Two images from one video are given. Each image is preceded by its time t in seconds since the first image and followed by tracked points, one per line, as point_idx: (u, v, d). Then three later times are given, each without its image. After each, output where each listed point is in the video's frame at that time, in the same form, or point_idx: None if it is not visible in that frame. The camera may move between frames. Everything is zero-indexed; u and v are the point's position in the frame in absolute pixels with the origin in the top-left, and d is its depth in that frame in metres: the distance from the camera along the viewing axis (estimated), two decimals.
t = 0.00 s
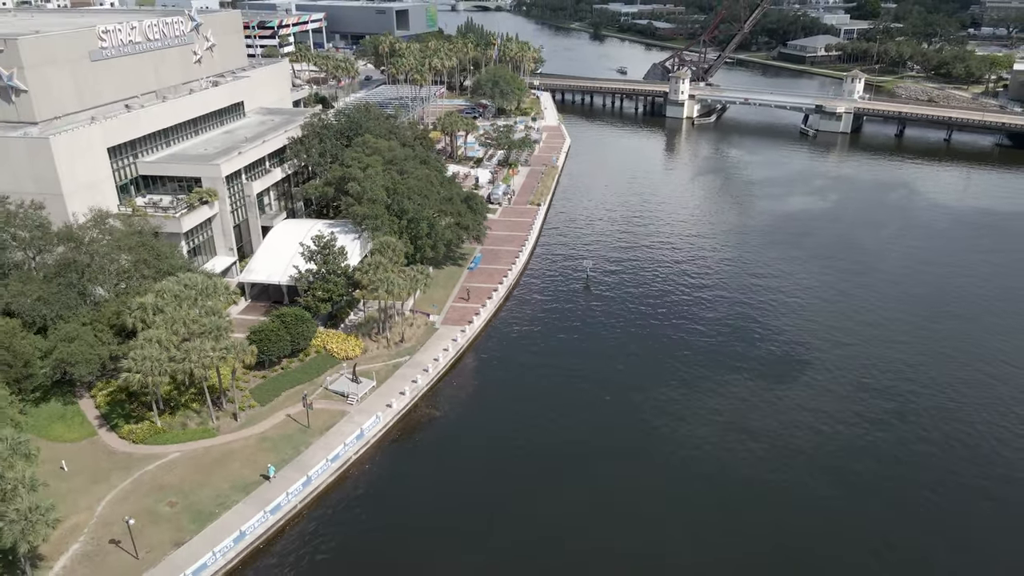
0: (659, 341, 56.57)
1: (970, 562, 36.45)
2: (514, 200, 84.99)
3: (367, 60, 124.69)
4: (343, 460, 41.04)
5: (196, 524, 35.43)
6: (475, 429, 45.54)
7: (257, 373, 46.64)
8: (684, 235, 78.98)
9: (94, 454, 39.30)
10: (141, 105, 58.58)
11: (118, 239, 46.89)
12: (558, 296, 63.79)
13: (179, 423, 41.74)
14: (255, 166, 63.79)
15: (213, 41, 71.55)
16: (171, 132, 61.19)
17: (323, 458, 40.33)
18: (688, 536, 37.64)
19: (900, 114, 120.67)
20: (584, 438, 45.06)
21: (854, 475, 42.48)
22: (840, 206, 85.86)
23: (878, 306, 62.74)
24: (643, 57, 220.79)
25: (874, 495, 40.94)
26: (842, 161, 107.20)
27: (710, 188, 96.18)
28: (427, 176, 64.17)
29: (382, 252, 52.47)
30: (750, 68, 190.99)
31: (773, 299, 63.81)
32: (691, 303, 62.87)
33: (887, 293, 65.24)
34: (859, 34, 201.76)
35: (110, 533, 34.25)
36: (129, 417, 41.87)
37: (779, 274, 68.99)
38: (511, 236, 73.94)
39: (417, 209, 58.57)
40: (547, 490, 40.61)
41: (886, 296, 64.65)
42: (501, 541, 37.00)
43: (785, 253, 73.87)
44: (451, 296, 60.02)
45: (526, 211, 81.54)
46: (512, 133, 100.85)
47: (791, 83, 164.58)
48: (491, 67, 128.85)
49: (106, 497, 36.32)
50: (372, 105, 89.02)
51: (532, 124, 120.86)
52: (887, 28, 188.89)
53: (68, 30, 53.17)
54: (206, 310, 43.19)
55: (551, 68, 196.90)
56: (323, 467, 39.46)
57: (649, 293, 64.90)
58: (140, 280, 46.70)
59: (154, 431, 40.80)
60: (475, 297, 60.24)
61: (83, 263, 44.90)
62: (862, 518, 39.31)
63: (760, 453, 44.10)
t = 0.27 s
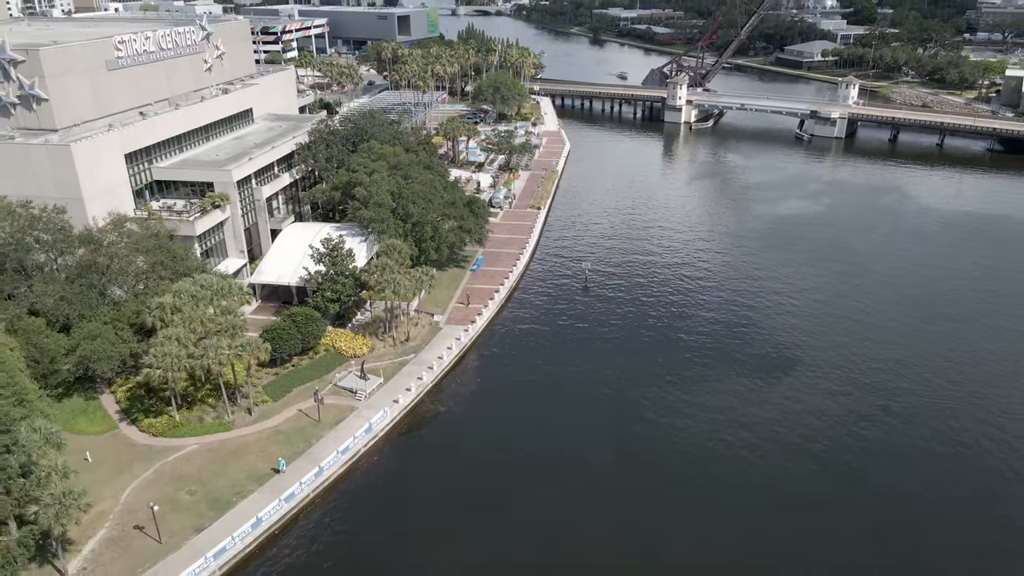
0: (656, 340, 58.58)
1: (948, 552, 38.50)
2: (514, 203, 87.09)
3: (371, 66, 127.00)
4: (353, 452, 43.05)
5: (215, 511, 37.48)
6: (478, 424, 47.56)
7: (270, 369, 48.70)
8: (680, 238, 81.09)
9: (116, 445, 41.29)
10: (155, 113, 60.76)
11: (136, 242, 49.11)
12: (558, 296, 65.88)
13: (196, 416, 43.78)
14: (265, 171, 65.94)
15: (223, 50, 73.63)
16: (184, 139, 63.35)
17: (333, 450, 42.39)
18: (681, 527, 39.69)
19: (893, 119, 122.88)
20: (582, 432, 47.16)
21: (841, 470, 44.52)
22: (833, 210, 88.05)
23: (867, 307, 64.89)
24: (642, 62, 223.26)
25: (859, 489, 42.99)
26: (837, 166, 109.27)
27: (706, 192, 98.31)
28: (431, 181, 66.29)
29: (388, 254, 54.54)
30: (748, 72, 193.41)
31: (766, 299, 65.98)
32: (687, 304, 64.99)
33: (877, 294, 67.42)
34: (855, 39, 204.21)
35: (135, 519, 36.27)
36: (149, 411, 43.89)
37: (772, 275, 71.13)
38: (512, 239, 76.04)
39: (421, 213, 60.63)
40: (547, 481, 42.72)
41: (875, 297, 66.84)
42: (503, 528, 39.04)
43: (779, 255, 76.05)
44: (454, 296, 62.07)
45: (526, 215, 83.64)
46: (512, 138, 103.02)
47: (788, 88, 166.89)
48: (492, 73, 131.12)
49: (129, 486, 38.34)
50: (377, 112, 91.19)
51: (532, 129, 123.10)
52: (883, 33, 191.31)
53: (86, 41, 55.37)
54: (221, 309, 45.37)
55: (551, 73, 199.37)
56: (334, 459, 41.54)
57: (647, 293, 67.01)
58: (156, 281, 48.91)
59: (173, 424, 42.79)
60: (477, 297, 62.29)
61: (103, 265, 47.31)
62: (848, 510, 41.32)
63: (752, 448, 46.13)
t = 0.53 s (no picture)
0: (652, 343, 60.59)
1: (930, 544, 40.41)
2: (515, 211, 89.21)
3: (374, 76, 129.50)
4: (361, 449, 45.02)
5: (231, 504, 39.44)
6: (481, 423, 49.55)
7: (281, 371, 50.71)
8: (677, 245, 83.18)
9: (136, 442, 43.29)
10: (169, 124, 62.94)
11: (152, 249, 51.27)
12: (557, 301, 67.93)
13: (211, 415, 45.77)
14: (274, 180, 68.11)
15: (232, 62, 75.88)
16: (195, 149, 65.53)
17: (343, 447, 44.36)
18: (676, 521, 41.61)
19: (887, 128, 125.19)
20: (580, 431, 49.17)
21: (830, 467, 46.40)
22: (826, 217, 90.25)
23: (857, 311, 66.95)
24: (641, 71, 226.13)
25: (847, 485, 44.86)
26: (831, 174, 111.50)
27: (702, 200, 100.50)
28: (435, 190, 68.45)
29: (394, 260, 56.58)
30: (745, 82, 196.09)
31: (759, 304, 68.05)
32: (683, 308, 67.05)
33: (867, 299, 69.51)
34: (851, 49, 207.03)
35: (156, 512, 38.24)
36: (166, 410, 45.88)
37: (766, 281, 73.24)
38: (513, 246, 78.15)
39: (425, 220, 62.71)
40: (547, 477, 44.68)
41: (865, 302, 68.92)
42: (505, 522, 41.02)
43: (772, 261, 78.19)
44: (457, 301, 64.09)
45: (527, 222, 85.76)
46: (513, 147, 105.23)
47: (784, 97, 169.41)
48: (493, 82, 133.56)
49: (150, 480, 40.32)
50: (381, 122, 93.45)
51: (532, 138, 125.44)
52: (878, 43, 194.08)
53: (104, 56, 57.59)
54: (234, 312, 47.39)
55: (551, 82, 202.01)
56: (344, 455, 43.54)
57: (644, 298, 69.09)
58: (171, 286, 50.99)
59: (189, 423, 44.75)
60: (479, 302, 64.32)
61: (120, 271, 49.38)
62: (834, 505, 43.27)
63: (744, 447, 48.05)
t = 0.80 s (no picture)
0: (648, 349, 62.61)
1: (914, 541, 42.30)
2: (515, 221, 91.36)
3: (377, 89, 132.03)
4: (368, 450, 46.97)
5: (246, 501, 41.35)
6: (483, 426, 51.49)
7: (290, 375, 52.69)
8: (673, 254, 85.29)
9: (153, 443, 45.22)
10: (181, 138, 65.17)
11: (167, 258, 53.36)
12: (556, 309, 69.94)
13: (225, 417, 47.73)
14: (282, 192, 70.29)
15: (241, 77, 78.23)
16: (206, 161, 67.74)
17: (351, 447, 46.30)
18: (670, 519, 43.53)
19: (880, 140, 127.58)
20: (579, 433, 51.11)
21: (819, 468, 48.32)
22: (819, 227, 92.42)
23: (848, 318, 68.97)
24: (639, 82, 229.05)
25: (835, 485, 46.78)
26: (826, 185, 113.77)
27: (699, 210, 102.69)
28: (438, 201, 70.64)
29: (399, 269, 58.63)
30: (742, 93, 198.89)
31: (753, 311, 70.10)
32: (678, 316, 69.08)
33: (857, 306, 71.55)
34: (846, 61, 210.03)
35: (174, 508, 40.13)
36: (182, 413, 47.85)
37: (760, 289, 75.32)
38: (514, 255, 80.26)
39: (429, 230, 64.81)
40: (547, 477, 46.58)
41: (856, 309, 70.96)
42: (507, 520, 42.95)
43: (766, 270, 80.29)
44: (459, 309, 66.12)
45: (527, 232, 87.90)
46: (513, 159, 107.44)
47: (780, 109, 172.02)
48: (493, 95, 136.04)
49: (168, 478, 42.24)
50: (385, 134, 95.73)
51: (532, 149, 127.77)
52: (873, 55, 197.06)
53: (120, 73, 59.87)
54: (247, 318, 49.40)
55: (551, 93, 204.81)
56: (352, 455, 45.47)
57: (641, 306, 71.14)
58: (185, 293, 53.01)
59: (204, 424, 46.71)
60: (481, 310, 66.34)
61: (137, 279, 51.40)
62: (822, 504, 45.17)
63: (736, 448, 49.99)
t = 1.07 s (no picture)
0: (645, 356, 64.51)
1: (899, 540, 44.06)
2: (515, 231, 93.48)
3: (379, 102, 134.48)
4: (375, 451, 48.87)
5: (259, 500, 43.21)
6: (486, 429, 53.39)
7: (300, 381, 54.65)
8: (670, 264, 87.45)
9: (169, 444, 47.11)
10: (193, 151, 67.38)
11: (181, 267, 55.45)
12: (556, 317, 71.96)
13: (238, 420, 49.66)
14: (289, 203, 72.48)
15: (250, 92, 80.53)
16: (217, 174, 69.92)
17: (359, 449, 48.19)
18: (666, 518, 45.35)
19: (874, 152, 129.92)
20: (578, 436, 53.03)
21: (809, 470, 50.12)
22: (813, 238, 94.51)
23: (840, 326, 70.92)
24: (638, 94, 232.01)
25: (824, 487, 48.56)
26: (820, 196, 115.94)
27: (696, 221, 104.79)
28: (442, 213, 72.75)
29: (404, 278, 60.67)
30: (739, 105, 201.69)
31: (747, 319, 72.11)
32: (674, 323, 71.06)
33: (849, 314, 73.56)
34: (842, 73, 212.97)
35: (191, 506, 41.96)
36: (195, 416, 49.75)
37: (754, 298, 77.37)
38: (515, 265, 82.38)
39: (432, 241, 66.89)
40: (546, 478, 48.43)
41: (848, 317, 72.95)
42: (509, 518, 44.79)
43: (761, 279, 82.34)
44: (461, 317, 68.12)
45: (527, 242, 90.08)
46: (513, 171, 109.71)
47: (777, 121, 174.62)
48: (494, 108, 138.48)
49: (184, 478, 44.09)
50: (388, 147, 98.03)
51: (532, 161, 130.05)
52: (868, 68, 199.90)
53: (135, 89, 62.17)
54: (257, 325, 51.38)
55: (551, 105, 207.61)
56: (360, 456, 47.36)
57: (638, 314, 73.10)
58: (198, 302, 54.99)
59: (218, 427, 48.62)
60: (483, 317, 68.36)
61: (152, 288, 53.40)
62: (811, 504, 46.97)
63: (729, 451, 51.81)
